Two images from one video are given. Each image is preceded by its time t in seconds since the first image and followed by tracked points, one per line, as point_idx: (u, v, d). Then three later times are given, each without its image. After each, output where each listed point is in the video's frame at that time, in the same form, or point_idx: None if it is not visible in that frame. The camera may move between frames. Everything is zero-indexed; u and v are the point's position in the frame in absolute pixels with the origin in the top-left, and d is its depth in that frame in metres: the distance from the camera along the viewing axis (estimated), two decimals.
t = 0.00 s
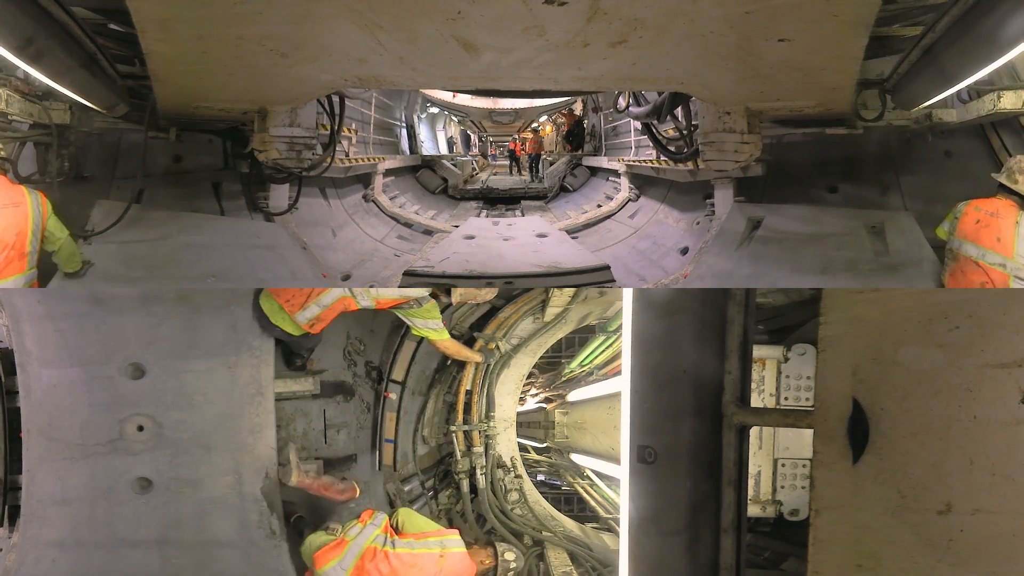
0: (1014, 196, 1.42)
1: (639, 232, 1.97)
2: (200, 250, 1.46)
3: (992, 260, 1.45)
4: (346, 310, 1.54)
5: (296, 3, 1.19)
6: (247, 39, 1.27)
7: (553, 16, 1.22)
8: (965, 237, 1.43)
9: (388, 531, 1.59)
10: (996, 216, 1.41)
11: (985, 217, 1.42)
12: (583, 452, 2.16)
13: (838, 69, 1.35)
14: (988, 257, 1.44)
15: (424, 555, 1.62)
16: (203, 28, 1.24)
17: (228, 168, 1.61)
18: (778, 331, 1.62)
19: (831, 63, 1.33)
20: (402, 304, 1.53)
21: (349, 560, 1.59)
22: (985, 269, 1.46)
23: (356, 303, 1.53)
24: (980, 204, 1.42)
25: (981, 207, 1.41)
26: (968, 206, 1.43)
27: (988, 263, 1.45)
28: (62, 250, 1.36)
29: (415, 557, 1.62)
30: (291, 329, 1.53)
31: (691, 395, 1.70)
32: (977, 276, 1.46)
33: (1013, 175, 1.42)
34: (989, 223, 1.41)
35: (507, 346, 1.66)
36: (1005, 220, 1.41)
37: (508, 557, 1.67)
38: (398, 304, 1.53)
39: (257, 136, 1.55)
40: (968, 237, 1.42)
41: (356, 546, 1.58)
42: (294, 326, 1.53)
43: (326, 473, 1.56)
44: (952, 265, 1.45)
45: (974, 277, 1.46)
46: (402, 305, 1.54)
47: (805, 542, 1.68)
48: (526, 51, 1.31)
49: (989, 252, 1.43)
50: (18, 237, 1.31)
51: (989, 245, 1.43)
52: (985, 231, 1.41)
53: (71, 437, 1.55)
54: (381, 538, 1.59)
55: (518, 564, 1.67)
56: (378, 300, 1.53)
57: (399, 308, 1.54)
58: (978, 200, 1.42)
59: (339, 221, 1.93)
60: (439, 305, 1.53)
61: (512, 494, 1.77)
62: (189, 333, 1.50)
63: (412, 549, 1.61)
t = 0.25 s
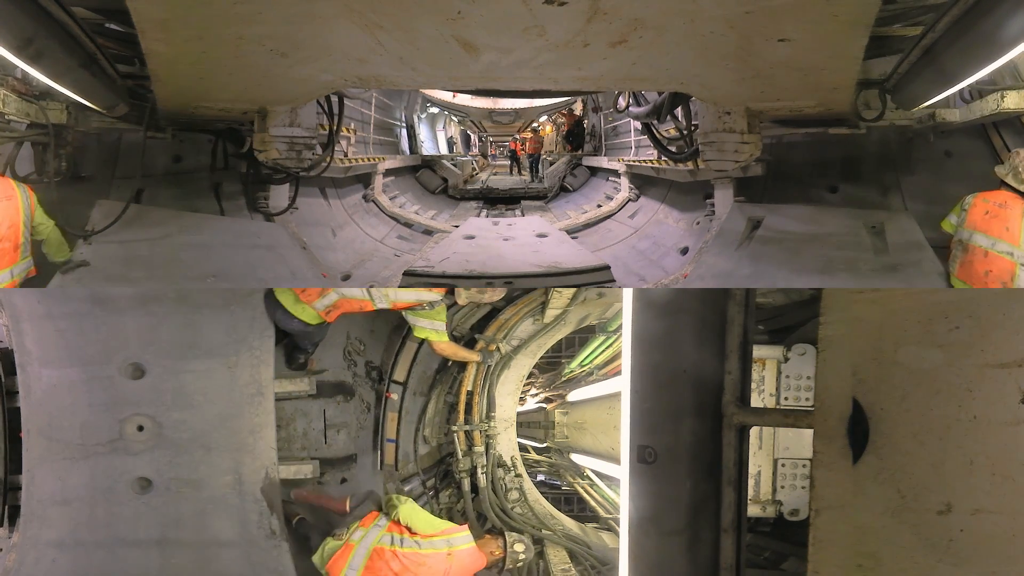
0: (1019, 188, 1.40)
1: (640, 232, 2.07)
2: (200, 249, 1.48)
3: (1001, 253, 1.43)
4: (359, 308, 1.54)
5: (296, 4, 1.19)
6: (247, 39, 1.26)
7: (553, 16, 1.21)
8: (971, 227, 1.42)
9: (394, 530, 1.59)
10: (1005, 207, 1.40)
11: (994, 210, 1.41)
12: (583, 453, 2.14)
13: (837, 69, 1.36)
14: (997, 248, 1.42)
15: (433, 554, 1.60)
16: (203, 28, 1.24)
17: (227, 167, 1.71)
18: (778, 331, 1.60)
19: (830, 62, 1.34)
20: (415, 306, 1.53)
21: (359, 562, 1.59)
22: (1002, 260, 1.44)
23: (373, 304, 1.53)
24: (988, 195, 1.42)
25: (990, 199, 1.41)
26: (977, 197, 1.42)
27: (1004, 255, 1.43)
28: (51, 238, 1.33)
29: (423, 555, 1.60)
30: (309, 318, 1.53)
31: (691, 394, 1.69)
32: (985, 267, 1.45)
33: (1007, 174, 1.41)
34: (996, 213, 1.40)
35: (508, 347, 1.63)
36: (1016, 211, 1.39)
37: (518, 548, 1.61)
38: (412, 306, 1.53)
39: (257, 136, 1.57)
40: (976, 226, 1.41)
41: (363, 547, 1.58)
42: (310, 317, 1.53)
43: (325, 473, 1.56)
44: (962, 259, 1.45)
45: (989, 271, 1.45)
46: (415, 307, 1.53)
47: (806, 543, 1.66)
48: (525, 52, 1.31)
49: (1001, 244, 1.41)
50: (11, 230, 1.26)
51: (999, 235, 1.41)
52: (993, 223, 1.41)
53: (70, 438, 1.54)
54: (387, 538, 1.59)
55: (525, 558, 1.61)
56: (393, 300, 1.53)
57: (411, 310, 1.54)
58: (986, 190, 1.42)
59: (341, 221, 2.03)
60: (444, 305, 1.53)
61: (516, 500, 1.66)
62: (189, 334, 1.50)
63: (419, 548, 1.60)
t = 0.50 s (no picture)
0: (1018, 179, 1.49)
1: (639, 231, 2.29)
2: (203, 250, 1.52)
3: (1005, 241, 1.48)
4: (370, 303, 1.51)
5: (295, 7, 1.17)
6: (246, 39, 1.26)
7: (553, 16, 1.20)
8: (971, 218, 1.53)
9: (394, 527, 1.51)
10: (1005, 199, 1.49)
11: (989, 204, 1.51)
12: (583, 452, 2.15)
13: (837, 68, 1.36)
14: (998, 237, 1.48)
15: (435, 552, 1.49)
16: (202, 29, 1.23)
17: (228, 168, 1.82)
18: (778, 331, 1.54)
19: (830, 61, 1.33)
20: (426, 305, 1.51)
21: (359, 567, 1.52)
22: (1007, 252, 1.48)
23: (384, 301, 1.51)
24: (990, 186, 1.51)
25: (989, 190, 1.51)
26: (977, 190, 1.53)
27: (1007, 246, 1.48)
28: (39, 230, 1.36)
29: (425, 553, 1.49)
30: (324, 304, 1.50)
31: (691, 394, 1.60)
32: (992, 258, 1.49)
33: (1006, 164, 1.50)
34: (995, 204, 1.50)
35: (507, 348, 1.66)
36: (1016, 202, 1.48)
37: (523, 541, 1.65)
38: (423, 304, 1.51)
39: (258, 136, 1.58)
40: (974, 217, 1.52)
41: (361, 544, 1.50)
42: (324, 304, 1.49)
43: (325, 472, 1.55)
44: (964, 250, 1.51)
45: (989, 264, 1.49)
46: (426, 305, 1.51)
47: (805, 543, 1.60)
48: (525, 51, 1.31)
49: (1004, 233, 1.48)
50: None
51: (1000, 226, 1.49)
52: (991, 214, 1.50)
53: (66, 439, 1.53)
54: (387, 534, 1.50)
55: (530, 551, 1.64)
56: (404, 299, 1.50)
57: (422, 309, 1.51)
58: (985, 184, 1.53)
59: (341, 222, 2.18)
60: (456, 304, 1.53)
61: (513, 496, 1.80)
62: (190, 332, 1.43)
63: (420, 546, 1.49)
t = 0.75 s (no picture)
0: None
1: (639, 231, 2.32)
2: (201, 249, 1.56)
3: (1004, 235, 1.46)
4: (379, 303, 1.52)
5: (294, 7, 1.17)
6: (246, 39, 1.26)
7: (553, 16, 1.20)
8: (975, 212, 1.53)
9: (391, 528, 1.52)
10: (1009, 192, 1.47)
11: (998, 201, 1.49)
12: (583, 452, 2.16)
13: (837, 68, 1.36)
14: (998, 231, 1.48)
15: (433, 548, 1.49)
16: (202, 30, 1.23)
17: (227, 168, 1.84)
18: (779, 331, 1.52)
19: (830, 61, 1.34)
20: (432, 305, 1.54)
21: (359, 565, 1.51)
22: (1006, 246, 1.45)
23: (391, 301, 1.52)
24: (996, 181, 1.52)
25: (996, 185, 1.50)
26: (986, 184, 1.53)
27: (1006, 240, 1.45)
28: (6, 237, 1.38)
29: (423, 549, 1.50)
30: (333, 298, 1.51)
31: (691, 394, 1.60)
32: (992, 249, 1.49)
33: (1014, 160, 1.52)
34: (999, 198, 1.48)
35: (509, 348, 1.61)
36: (1018, 197, 1.44)
37: (524, 529, 1.55)
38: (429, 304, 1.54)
39: (258, 136, 1.58)
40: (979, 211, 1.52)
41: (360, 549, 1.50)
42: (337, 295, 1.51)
43: (324, 473, 1.52)
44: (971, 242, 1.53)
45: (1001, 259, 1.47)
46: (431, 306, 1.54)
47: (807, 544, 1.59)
48: (525, 52, 1.31)
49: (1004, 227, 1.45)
50: None
51: (1003, 219, 1.47)
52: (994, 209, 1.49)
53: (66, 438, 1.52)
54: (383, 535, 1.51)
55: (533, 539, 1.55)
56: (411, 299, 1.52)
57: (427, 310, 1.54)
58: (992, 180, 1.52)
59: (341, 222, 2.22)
60: (462, 304, 1.57)
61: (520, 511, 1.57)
62: (190, 332, 1.42)
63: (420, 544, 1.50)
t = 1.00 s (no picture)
0: None
1: (639, 231, 2.33)
2: (201, 249, 1.56)
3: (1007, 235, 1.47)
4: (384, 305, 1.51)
5: (295, 7, 1.17)
6: (246, 39, 1.26)
7: (553, 16, 1.20)
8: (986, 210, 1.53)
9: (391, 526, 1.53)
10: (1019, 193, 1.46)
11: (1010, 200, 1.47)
12: (584, 452, 2.17)
13: (837, 68, 1.35)
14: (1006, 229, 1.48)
15: (437, 545, 1.50)
16: (202, 30, 1.23)
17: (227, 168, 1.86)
18: (778, 331, 1.52)
19: (830, 60, 1.33)
20: (429, 308, 1.52)
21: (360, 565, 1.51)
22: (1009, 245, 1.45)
23: (395, 303, 1.51)
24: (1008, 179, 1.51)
25: (1005, 185, 1.49)
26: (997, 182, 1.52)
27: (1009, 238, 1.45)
28: None
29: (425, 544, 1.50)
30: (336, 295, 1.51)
31: (691, 395, 1.59)
32: (998, 245, 1.49)
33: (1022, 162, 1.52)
34: (1008, 198, 1.47)
35: (508, 351, 1.68)
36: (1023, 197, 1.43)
37: (518, 514, 1.71)
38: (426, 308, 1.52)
39: (258, 136, 1.58)
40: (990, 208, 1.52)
41: (363, 555, 1.50)
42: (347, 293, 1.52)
43: (325, 472, 1.52)
44: (986, 234, 1.53)
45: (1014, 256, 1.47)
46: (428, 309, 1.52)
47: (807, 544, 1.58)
48: (525, 52, 1.31)
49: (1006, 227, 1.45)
50: None
51: (1011, 218, 1.47)
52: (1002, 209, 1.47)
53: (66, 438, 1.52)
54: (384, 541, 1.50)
55: (529, 521, 1.71)
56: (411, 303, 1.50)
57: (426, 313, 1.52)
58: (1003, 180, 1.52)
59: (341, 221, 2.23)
60: (462, 307, 1.55)
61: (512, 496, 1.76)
62: (191, 332, 1.42)
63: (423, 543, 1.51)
